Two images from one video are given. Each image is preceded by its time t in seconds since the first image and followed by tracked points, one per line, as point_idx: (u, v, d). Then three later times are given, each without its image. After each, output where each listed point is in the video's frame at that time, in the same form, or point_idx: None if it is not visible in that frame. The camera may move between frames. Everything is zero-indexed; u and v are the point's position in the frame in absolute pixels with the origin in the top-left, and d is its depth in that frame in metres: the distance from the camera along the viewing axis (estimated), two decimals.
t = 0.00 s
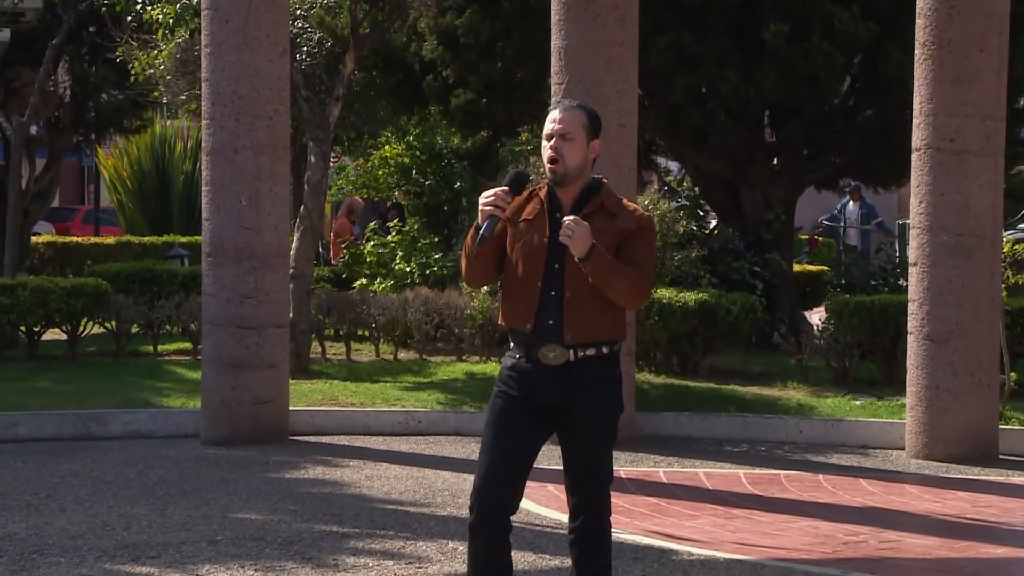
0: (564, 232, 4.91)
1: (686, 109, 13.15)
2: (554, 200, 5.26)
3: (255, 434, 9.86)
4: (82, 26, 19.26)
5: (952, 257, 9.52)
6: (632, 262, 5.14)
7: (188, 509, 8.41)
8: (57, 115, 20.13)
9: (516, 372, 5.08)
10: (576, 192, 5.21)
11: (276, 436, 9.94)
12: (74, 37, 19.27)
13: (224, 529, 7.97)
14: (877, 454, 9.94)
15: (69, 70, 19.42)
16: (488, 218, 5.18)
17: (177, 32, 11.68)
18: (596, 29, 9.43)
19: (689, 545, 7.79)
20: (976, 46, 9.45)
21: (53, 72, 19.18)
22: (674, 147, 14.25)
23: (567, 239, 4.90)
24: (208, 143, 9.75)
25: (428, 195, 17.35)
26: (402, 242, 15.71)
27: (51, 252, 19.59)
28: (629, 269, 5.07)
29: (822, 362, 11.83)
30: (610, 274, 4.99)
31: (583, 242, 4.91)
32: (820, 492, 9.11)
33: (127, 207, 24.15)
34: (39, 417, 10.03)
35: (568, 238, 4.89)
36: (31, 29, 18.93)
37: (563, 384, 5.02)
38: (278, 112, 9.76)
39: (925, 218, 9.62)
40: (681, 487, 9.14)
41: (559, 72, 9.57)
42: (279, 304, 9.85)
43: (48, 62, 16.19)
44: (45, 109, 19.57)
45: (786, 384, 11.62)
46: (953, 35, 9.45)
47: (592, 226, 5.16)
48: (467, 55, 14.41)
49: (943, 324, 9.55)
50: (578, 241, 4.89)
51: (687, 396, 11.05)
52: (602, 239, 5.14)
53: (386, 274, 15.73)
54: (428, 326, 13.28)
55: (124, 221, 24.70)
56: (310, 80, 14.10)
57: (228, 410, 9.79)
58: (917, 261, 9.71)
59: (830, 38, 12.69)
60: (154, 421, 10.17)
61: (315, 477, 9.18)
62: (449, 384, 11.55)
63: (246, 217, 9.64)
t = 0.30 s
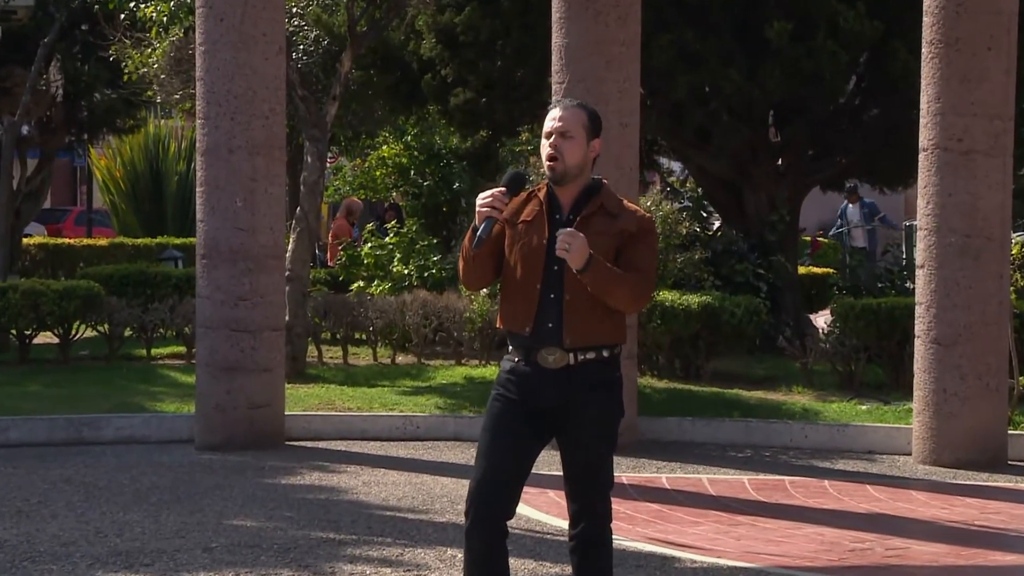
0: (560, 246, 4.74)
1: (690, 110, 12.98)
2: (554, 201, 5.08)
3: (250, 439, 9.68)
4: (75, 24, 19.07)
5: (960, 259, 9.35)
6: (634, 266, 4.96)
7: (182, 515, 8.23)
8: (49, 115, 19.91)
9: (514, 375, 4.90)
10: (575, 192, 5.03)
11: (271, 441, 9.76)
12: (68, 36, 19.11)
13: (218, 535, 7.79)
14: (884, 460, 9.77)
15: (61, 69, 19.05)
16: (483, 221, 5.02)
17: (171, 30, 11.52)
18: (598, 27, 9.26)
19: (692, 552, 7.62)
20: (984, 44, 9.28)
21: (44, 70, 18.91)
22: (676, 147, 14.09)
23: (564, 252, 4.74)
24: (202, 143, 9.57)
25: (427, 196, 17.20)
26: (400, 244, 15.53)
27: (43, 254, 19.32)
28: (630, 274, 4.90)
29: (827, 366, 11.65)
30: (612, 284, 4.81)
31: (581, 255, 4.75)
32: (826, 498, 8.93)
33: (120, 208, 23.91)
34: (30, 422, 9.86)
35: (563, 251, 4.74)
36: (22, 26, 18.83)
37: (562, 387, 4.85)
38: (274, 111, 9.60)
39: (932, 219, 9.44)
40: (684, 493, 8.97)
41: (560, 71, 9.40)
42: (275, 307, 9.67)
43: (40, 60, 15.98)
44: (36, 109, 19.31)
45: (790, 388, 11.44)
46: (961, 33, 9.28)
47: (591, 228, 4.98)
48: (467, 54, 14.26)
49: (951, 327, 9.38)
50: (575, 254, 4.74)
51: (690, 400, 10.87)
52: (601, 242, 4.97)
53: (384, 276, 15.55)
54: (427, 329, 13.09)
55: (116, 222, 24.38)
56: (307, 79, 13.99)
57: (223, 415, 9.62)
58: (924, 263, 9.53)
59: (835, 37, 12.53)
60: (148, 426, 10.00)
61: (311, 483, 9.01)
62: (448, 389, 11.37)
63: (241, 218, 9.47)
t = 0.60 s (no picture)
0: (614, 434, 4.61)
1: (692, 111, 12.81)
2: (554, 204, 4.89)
3: (245, 446, 9.50)
4: (67, 25, 19.64)
5: (969, 263, 9.18)
6: (633, 274, 4.76)
7: (176, 524, 8.05)
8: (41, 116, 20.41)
9: (514, 382, 4.73)
10: (575, 194, 4.85)
11: (266, 448, 9.59)
12: (59, 36, 19.62)
13: (213, 544, 7.61)
14: (890, 467, 9.59)
15: (52, 69, 19.64)
16: (485, 218, 4.87)
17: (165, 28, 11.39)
18: (600, 27, 9.08)
19: (695, 561, 7.44)
20: (992, 44, 9.13)
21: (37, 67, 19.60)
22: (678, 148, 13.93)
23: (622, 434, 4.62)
24: (197, 144, 9.40)
25: (425, 198, 17.06)
26: (398, 247, 15.37)
27: (34, 256, 19.02)
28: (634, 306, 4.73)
29: (832, 372, 11.48)
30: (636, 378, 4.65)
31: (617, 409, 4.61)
32: (832, 506, 8.76)
33: (113, 210, 23.39)
34: (21, 428, 9.68)
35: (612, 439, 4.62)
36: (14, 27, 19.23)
37: (562, 394, 4.68)
38: (269, 112, 9.43)
39: (940, 222, 9.26)
40: (687, 501, 8.79)
41: (561, 72, 9.22)
42: (270, 311, 9.50)
43: (32, 60, 15.84)
44: (29, 108, 19.80)
45: (795, 394, 11.27)
46: (968, 32, 9.12)
47: (590, 232, 4.78)
48: (466, 54, 14.12)
49: (959, 332, 9.21)
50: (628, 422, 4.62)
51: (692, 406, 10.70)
52: (600, 247, 4.76)
53: (381, 280, 15.39)
54: (425, 334, 12.92)
55: (109, 227, 23.88)
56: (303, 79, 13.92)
57: (218, 421, 9.44)
58: (932, 267, 9.35)
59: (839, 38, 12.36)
60: (141, 432, 9.82)
61: (307, 491, 8.83)
62: (447, 394, 11.20)
63: (236, 221, 9.31)
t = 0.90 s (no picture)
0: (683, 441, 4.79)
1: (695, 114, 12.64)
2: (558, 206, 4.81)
3: (240, 455, 9.32)
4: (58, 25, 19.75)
5: (976, 268, 9.00)
6: (649, 282, 4.74)
7: (169, 534, 7.87)
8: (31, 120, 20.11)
9: (517, 389, 4.65)
10: (579, 196, 4.78)
11: (261, 458, 9.41)
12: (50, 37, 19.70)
13: (206, 555, 7.43)
14: (897, 476, 9.41)
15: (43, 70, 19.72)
16: (489, 211, 4.75)
17: (158, 30, 11.22)
18: (601, 28, 8.91)
19: (698, 572, 7.25)
20: (1001, 45, 8.95)
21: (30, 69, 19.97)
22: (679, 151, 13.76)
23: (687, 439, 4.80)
24: (190, 148, 9.22)
25: (423, 203, 16.90)
26: (395, 252, 15.20)
27: (24, 262, 18.66)
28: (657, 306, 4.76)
29: (838, 380, 11.31)
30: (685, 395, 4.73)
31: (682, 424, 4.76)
32: (838, 516, 8.57)
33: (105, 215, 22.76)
34: (11, 437, 9.49)
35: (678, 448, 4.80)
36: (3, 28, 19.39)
37: (566, 400, 4.61)
38: (265, 115, 9.25)
39: (947, 227, 9.09)
40: (689, 511, 8.60)
41: (561, 74, 9.04)
42: (266, 318, 9.33)
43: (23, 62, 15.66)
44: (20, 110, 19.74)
45: (800, 402, 11.09)
46: (976, 34, 8.95)
47: (598, 236, 4.72)
48: (464, 55, 13.97)
49: (967, 339, 9.02)
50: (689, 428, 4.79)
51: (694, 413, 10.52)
52: (610, 253, 4.70)
53: (378, 286, 15.20)
54: (423, 341, 12.74)
55: (101, 230, 23.04)
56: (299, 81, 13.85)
57: (212, 430, 9.26)
58: (939, 272, 9.17)
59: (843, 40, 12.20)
60: (133, 441, 9.63)
61: (303, 501, 8.65)
62: (445, 403, 11.01)
63: (230, 226, 9.13)
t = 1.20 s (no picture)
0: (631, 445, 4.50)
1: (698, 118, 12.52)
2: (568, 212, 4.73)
3: (233, 465, 9.14)
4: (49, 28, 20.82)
5: (984, 274, 8.83)
6: (657, 288, 4.63)
7: (162, 545, 7.69)
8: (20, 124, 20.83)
9: (528, 394, 4.59)
10: (589, 202, 4.70)
11: (256, 468, 9.23)
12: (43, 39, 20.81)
13: (199, 567, 7.25)
14: (903, 486, 9.23)
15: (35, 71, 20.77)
16: (505, 216, 4.64)
17: (152, 33, 11.09)
18: (603, 30, 8.75)
19: None
20: (1009, 47, 8.79)
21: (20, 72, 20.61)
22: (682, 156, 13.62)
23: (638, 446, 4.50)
24: (184, 152, 9.06)
25: (421, 208, 16.75)
26: (392, 258, 15.04)
27: (15, 269, 18.35)
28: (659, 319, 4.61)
29: (843, 389, 11.13)
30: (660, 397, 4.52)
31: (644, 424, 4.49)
32: (843, 527, 8.39)
33: (96, 220, 21.87)
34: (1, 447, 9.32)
35: (626, 451, 4.51)
36: None
37: (580, 406, 4.54)
38: (260, 118, 9.09)
39: (954, 233, 8.93)
40: (692, 522, 8.43)
41: (561, 77, 8.86)
42: (261, 325, 9.16)
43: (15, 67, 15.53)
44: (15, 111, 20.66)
45: (804, 411, 10.92)
46: (984, 36, 8.79)
47: (609, 244, 4.64)
48: (463, 57, 13.86)
49: (975, 346, 8.86)
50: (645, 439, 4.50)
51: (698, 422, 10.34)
52: (621, 261, 4.61)
53: (375, 292, 15.04)
54: (420, 348, 12.56)
55: (92, 237, 22.26)
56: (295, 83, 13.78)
57: (206, 439, 9.08)
58: (946, 279, 9.02)
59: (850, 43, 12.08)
60: (126, 450, 9.46)
61: (298, 511, 8.47)
62: (443, 411, 10.83)
63: (225, 231, 8.96)
